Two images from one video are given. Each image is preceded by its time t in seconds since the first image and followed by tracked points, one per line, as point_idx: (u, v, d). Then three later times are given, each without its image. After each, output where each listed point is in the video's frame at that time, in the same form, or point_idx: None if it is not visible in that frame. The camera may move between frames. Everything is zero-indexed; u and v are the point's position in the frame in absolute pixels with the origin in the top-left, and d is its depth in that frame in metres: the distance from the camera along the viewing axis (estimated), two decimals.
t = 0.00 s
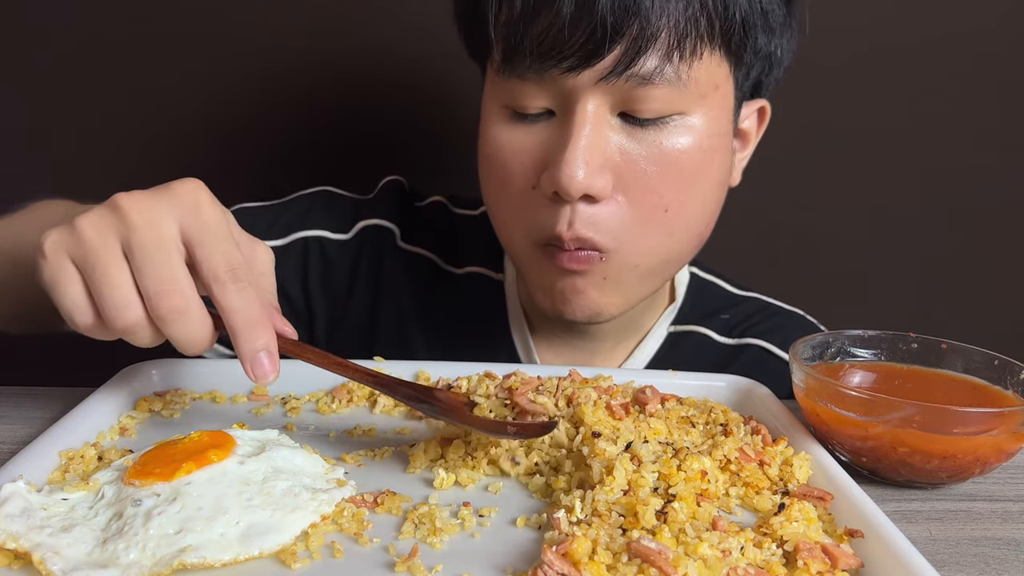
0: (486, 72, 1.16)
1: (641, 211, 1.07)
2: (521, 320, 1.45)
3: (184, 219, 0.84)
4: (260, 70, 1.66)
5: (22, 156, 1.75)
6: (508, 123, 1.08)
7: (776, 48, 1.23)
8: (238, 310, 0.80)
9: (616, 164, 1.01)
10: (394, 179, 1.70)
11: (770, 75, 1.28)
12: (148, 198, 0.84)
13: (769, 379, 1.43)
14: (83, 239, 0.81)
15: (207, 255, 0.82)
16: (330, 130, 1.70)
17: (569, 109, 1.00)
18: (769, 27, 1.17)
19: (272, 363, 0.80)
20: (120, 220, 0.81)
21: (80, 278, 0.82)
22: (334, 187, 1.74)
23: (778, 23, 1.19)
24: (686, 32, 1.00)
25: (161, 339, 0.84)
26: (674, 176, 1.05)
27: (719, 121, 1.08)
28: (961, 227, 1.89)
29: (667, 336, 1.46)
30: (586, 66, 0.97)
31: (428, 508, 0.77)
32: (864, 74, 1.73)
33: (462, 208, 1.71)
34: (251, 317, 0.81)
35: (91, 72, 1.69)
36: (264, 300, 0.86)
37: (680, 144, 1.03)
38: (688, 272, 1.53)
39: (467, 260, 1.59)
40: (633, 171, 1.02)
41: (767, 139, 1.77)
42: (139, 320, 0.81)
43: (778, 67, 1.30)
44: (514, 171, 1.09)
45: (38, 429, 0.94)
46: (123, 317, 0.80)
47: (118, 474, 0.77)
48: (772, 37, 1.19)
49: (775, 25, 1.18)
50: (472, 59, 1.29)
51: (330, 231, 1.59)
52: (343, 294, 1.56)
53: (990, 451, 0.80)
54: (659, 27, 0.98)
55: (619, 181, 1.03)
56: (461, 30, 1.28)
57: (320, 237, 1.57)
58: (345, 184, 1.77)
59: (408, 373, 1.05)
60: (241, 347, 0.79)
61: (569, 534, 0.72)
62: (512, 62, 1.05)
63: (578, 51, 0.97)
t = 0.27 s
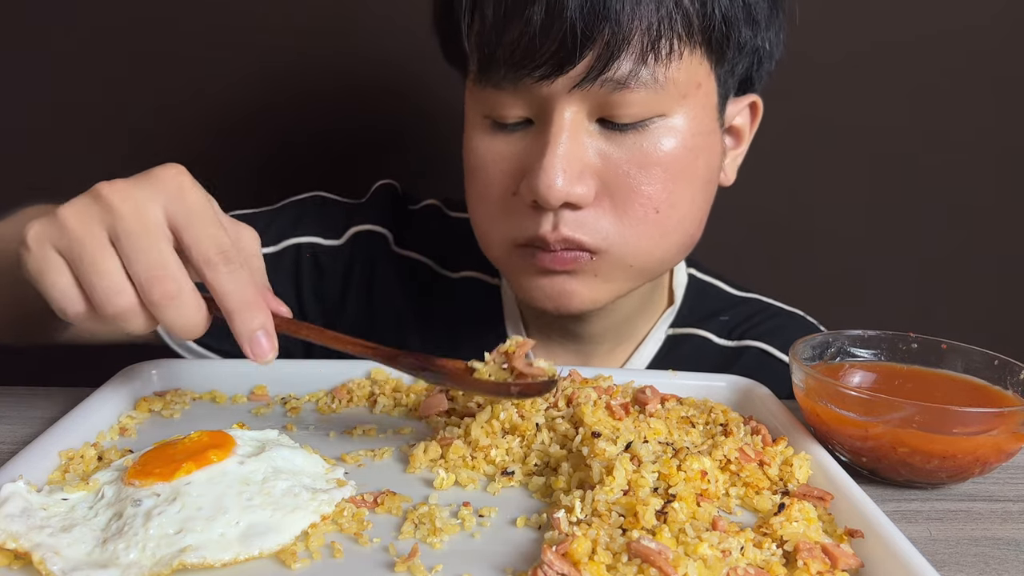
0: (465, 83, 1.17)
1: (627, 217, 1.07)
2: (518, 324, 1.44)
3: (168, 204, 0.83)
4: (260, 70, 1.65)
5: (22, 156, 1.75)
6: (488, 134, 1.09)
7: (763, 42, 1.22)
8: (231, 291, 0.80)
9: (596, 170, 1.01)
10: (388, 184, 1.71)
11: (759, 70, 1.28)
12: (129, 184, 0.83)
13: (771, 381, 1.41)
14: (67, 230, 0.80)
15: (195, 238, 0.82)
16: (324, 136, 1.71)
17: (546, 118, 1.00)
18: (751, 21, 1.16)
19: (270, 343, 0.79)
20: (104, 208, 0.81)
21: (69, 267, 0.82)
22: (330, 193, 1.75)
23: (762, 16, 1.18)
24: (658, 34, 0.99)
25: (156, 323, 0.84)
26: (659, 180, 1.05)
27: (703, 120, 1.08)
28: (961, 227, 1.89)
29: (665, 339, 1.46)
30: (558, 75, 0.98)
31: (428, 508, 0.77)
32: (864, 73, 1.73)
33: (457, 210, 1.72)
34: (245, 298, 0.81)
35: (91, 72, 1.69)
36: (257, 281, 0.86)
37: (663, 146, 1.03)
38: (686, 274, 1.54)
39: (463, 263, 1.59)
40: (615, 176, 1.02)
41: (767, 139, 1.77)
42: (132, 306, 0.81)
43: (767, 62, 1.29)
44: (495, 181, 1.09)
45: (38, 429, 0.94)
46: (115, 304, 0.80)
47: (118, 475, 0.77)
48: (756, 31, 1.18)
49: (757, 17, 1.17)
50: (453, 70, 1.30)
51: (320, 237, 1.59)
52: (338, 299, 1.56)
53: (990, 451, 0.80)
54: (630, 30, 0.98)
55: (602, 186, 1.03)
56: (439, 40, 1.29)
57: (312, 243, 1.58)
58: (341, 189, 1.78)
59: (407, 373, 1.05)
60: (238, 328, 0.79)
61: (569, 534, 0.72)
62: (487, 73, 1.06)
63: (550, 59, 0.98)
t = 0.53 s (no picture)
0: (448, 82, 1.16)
1: (624, 213, 1.07)
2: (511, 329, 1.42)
3: (223, 140, 0.85)
4: (261, 70, 1.66)
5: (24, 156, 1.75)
6: (475, 132, 1.08)
7: (748, 34, 1.22)
8: (292, 219, 0.84)
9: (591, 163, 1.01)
10: (381, 183, 1.70)
11: (743, 63, 1.27)
12: (182, 122, 0.85)
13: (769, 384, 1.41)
14: (131, 164, 0.82)
15: (253, 172, 0.85)
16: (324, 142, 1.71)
17: (536, 111, 1.00)
18: (735, 12, 1.15)
19: (331, 265, 0.84)
20: (164, 144, 0.83)
21: (133, 202, 0.82)
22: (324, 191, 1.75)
23: (746, 7, 1.18)
24: (647, 20, 1.00)
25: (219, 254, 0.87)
26: (654, 172, 1.05)
27: (694, 110, 1.08)
28: (961, 227, 1.89)
29: (662, 344, 1.46)
30: (547, 65, 0.98)
31: (428, 507, 0.77)
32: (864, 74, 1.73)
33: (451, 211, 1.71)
34: (306, 226, 0.84)
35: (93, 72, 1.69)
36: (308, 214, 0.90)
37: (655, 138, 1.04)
38: (683, 276, 1.53)
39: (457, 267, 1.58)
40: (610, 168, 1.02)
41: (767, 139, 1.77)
42: (202, 234, 0.83)
43: (751, 53, 1.29)
44: (484, 179, 1.09)
45: (38, 429, 0.94)
46: (184, 234, 0.82)
47: (118, 475, 0.77)
48: (741, 21, 1.18)
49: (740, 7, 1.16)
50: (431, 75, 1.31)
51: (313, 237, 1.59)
52: (331, 301, 1.56)
53: (991, 451, 0.80)
54: (619, 16, 0.98)
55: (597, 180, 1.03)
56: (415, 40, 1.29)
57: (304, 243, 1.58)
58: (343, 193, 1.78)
59: (407, 373, 1.05)
60: (302, 253, 0.83)
61: (569, 534, 0.72)
62: (471, 69, 1.06)
63: (537, 50, 0.98)
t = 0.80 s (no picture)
0: (432, 92, 1.16)
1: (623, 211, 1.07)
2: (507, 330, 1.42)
3: (258, 77, 0.93)
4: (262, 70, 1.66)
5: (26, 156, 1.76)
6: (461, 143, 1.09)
7: (733, 30, 1.21)
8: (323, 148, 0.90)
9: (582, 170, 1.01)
10: (379, 182, 1.67)
11: (729, 59, 1.27)
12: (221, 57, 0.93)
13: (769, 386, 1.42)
14: (171, 79, 0.88)
15: (285, 106, 0.92)
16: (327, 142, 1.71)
17: (524, 121, 1.00)
18: (720, 7, 1.14)
19: (358, 198, 0.87)
20: (205, 68, 0.90)
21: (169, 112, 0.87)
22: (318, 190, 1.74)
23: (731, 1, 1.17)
24: (633, 22, 0.98)
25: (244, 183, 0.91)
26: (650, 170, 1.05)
27: (684, 108, 1.09)
28: (961, 228, 1.89)
29: (659, 346, 1.46)
30: (533, 75, 0.97)
31: (428, 508, 0.77)
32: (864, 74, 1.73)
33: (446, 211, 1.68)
34: (332, 157, 0.90)
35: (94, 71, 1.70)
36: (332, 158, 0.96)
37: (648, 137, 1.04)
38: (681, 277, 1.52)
39: (453, 268, 1.58)
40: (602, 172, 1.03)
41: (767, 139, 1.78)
42: (232, 146, 0.86)
43: (737, 47, 1.27)
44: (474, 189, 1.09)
45: (38, 429, 0.94)
46: (214, 144, 0.86)
47: (118, 474, 0.77)
48: (726, 17, 1.16)
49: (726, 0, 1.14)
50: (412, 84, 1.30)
51: (306, 235, 1.59)
52: (324, 299, 1.55)
53: (990, 451, 0.81)
54: (605, 20, 0.96)
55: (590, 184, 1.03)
56: (394, 49, 1.28)
57: (298, 239, 1.58)
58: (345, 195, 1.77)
59: (408, 373, 1.05)
60: (330, 180, 0.87)
61: (569, 534, 0.72)
62: (455, 80, 1.06)
63: (522, 61, 0.97)
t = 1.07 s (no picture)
0: (427, 93, 1.15)
1: (614, 217, 1.07)
2: (500, 330, 1.42)
3: (203, 81, 0.95)
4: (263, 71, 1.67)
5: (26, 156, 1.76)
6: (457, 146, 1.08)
7: (727, 27, 1.23)
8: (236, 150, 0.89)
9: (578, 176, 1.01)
10: (367, 186, 1.70)
11: (723, 56, 1.28)
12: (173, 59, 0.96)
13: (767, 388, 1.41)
14: (111, 62, 0.91)
15: (217, 108, 0.93)
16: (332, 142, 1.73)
17: (521, 125, 0.99)
18: (714, 6, 1.15)
19: (255, 199, 0.85)
20: (147, 60, 0.93)
21: (94, 88, 0.88)
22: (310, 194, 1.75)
23: None
24: (629, 25, 0.99)
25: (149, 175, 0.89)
26: (642, 176, 1.05)
27: (680, 111, 1.09)
28: (961, 228, 1.88)
29: (655, 346, 1.45)
30: (530, 79, 0.97)
31: (427, 508, 0.77)
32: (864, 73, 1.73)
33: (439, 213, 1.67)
34: (242, 157, 0.89)
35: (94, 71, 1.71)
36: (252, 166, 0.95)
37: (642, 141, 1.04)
38: (677, 278, 1.52)
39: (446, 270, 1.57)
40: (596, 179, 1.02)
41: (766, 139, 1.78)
42: (141, 126, 0.86)
43: (729, 47, 1.30)
44: (470, 193, 1.08)
45: (38, 429, 0.94)
46: (126, 120, 0.86)
47: (118, 475, 0.77)
48: (721, 15, 1.18)
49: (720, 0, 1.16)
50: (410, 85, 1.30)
51: (297, 240, 1.58)
52: (314, 304, 1.53)
53: (990, 451, 0.81)
54: (600, 24, 0.97)
55: (585, 191, 1.03)
56: (390, 53, 1.29)
57: (289, 245, 1.57)
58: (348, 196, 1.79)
59: (408, 373, 1.05)
60: (233, 177, 0.86)
61: (569, 534, 0.72)
62: (450, 83, 1.05)
63: (518, 64, 0.97)
